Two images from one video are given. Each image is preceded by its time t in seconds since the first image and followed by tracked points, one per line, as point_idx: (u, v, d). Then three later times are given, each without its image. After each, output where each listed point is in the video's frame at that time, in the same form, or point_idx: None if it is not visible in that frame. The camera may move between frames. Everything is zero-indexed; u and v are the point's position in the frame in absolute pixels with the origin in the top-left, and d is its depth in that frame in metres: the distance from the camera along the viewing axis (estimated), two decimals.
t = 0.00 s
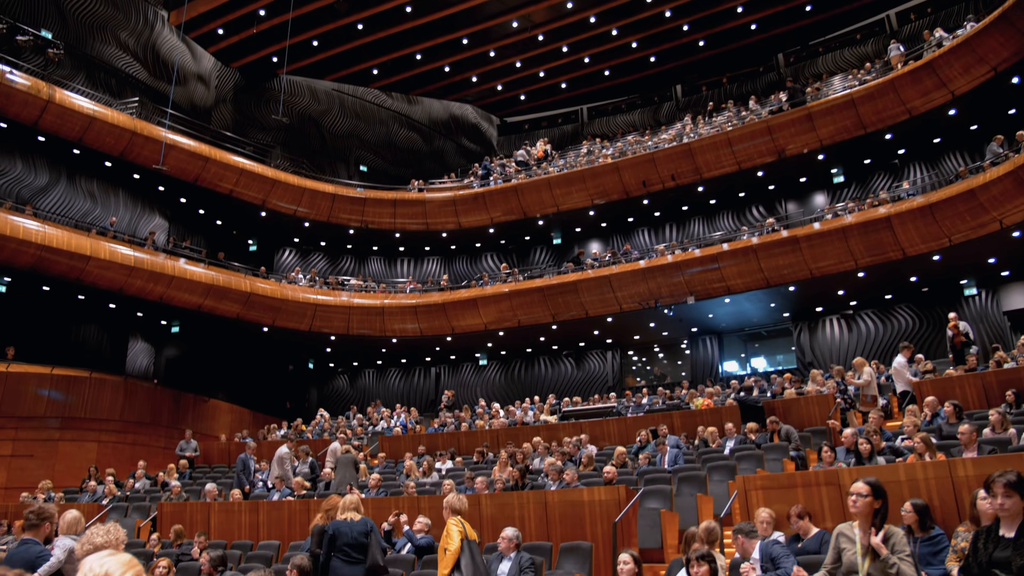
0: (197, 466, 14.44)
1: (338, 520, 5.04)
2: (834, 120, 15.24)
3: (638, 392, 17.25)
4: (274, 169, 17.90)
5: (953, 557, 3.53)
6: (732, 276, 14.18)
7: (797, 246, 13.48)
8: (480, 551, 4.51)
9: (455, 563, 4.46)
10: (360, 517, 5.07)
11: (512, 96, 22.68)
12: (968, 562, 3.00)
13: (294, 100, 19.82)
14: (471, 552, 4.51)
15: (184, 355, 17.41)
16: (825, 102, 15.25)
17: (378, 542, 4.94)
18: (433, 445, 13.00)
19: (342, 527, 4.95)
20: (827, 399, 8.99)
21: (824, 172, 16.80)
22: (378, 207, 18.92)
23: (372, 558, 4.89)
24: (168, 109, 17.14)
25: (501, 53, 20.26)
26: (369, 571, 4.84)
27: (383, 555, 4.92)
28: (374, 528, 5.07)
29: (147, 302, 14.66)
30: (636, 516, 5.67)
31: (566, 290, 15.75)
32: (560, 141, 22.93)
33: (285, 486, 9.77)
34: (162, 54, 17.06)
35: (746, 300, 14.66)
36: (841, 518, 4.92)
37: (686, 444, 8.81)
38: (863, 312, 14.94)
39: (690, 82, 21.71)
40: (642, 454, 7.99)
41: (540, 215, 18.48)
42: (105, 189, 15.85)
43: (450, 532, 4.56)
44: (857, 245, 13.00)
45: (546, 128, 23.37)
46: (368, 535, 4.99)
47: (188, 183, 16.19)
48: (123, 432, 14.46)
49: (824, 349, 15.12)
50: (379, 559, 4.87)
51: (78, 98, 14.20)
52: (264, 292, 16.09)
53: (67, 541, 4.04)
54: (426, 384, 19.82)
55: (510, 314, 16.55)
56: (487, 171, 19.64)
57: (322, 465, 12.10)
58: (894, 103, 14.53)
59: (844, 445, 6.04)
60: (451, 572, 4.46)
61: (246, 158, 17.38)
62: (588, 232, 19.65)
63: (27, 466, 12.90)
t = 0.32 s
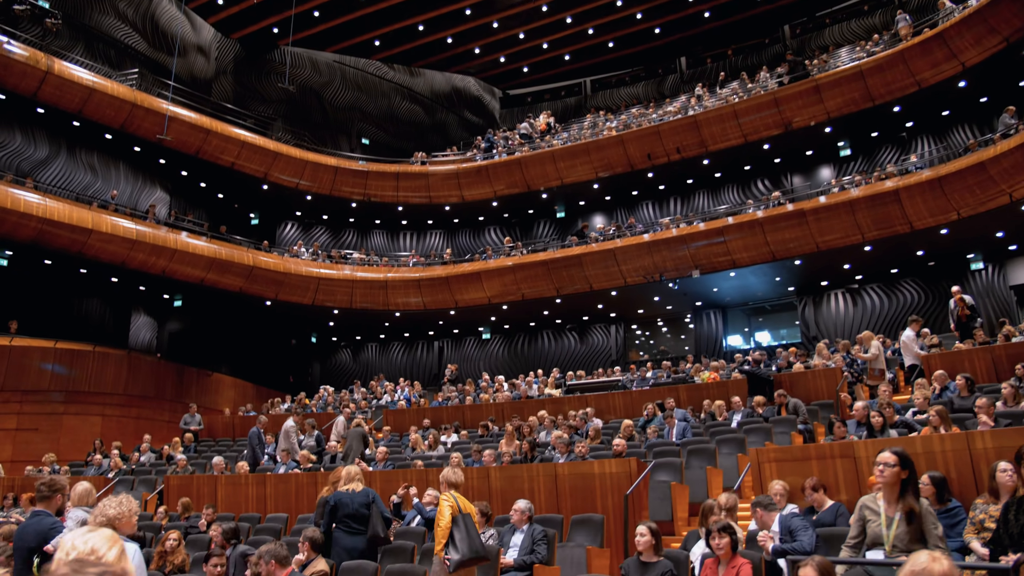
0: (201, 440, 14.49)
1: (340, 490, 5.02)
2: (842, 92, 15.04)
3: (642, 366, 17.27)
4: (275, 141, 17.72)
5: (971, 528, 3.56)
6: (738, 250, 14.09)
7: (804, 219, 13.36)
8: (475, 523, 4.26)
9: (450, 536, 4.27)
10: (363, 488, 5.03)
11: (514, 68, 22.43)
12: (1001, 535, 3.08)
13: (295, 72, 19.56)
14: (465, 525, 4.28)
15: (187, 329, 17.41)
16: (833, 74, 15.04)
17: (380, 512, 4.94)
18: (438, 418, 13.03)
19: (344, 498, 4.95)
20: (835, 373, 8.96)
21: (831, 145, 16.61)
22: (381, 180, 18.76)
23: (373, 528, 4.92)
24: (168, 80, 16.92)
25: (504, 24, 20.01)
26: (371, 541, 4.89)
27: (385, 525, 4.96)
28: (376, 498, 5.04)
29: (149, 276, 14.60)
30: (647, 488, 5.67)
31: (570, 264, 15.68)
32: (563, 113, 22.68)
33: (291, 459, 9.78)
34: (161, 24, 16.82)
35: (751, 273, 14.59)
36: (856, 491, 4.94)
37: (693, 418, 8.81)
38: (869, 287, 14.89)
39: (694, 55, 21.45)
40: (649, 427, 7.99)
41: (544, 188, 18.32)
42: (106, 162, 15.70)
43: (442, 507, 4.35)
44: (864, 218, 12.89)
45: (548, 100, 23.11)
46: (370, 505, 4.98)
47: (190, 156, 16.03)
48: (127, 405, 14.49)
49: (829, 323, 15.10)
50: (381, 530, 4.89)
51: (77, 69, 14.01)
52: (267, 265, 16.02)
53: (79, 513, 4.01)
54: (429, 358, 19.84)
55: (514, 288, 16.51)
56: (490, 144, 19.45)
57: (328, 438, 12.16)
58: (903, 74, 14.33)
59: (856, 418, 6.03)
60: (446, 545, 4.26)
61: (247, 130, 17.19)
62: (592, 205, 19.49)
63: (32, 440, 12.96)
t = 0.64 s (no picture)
0: (206, 417, 14.53)
1: (351, 466, 5.01)
2: (851, 66, 14.83)
3: (646, 343, 17.29)
4: (277, 117, 17.53)
5: (992, 504, 3.51)
6: (744, 226, 14.01)
7: (812, 195, 13.25)
8: (469, 497, 4.21)
9: (445, 511, 4.24)
10: (374, 465, 5.02)
11: (517, 43, 22.18)
12: None
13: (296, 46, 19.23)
14: (460, 500, 4.22)
15: (190, 306, 17.40)
16: (841, 48, 14.83)
17: (391, 491, 4.93)
18: (443, 395, 13.04)
19: (355, 475, 4.92)
20: (844, 349, 8.95)
21: (838, 121, 16.42)
22: (384, 156, 18.60)
23: (386, 505, 4.94)
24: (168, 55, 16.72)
25: None
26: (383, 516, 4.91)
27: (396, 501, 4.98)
28: (387, 475, 5.02)
29: (152, 253, 14.54)
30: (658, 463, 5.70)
31: (574, 240, 15.61)
32: (567, 89, 22.36)
33: (298, 436, 9.78)
34: None
35: (757, 250, 14.52)
36: (872, 466, 4.93)
37: (701, 394, 8.80)
38: (875, 264, 14.85)
39: (699, 30, 21.20)
40: (658, 403, 7.99)
41: (548, 164, 18.18)
42: (106, 137, 15.56)
43: (435, 482, 4.27)
44: (873, 194, 12.79)
45: (552, 76, 22.86)
46: (381, 483, 4.97)
47: (191, 131, 15.88)
48: (131, 382, 14.49)
49: (835, 300, 15.07)
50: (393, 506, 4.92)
51: (77, 43, 13.84)
52: (270, 242, 15.95)
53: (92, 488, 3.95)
54: (432, 335, 19.83)
55: (518, 265, 16.46)
56: (494, 120, 19.28)
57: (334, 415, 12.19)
58: (913, 48, 14.13)
59: (868, 394, 6.01)
60: (443, 521, 4.25)
61: (249, 105, 17.00)
62: (596, 181, 19.34)
63: (37, 417, 12.99)
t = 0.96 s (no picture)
0: (210, 396, 14.53)
1: (350, 445, 4.94)
2: (860, 43, 14.61)
3: (650, 322, 17.25)
4: (279, 95, 17.35)
5: (1018, 482, 3.45)
6: (751, 205, 13.89)
7: (821, 173, 13.13)
8: (473, 474, 4.19)
9: (450, 488, 4.21)
10: (372, 443, 4.96)
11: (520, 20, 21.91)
12: None
13: (296, 22, 18.87)
14: (464, 477, 4.19)
15: (193, 285, 17.35)
16: (851, 24, 14.60)
17: (392, 469, 4.92)
18: (448, 374, 13.01)
19: (353, 454, 4.85)
20: (854, 329, 8.91)
21: (846, 99, 16.22)
22: (387, 134, 18.44)
23: (388, 482, 4.94)
24: (169, 32, 16.52)
25: None
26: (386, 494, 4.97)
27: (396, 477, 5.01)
28: (385, 452, 4.97)
29: (155, 232, 14.45)
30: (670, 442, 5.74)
31: (579, 219, 15.51)
32: (570, 67, 22.13)
33: (305, 415, 9.75)
34: None
35: (764, 229, 14.41)
36: (891, 444, 4.89)
37: (710, 373, 8.77)
38: (882, 243, 14.77)
39: (705, 6, 20.90)
40: (668, 382, 7.95)
41: (552, 142, 18.01)
42: (107, 115, 15.40)
43: (437, 459, 4.18)
44: (883, 172, 12.65)
45: (555, 54, 22.60)
46: (380, 462, 4.91)
47: (193, 109, 15.72)
48: (134, 361, 14.46)
49: (841, 280, 15.00)
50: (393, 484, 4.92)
51: (76, 19, 13.66)
52: (272, 221, 15.84)
53: (104, 465, 3.79)
54: (436, 315, 19.79)
55: (522, 244, 16.38)
56: (497, 98, 19.09)
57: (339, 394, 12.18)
58: (924, 25, 13.90)
59: (883, 373, 5.97)
60: (449, 498, 4.24)
61: (250, 83, 16.82)
62: (601, 160, 19.17)
63: (40, 396, 12.99)
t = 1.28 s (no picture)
0: (214, 380, 14.52)
1: (352, 429, 4.89)
2: (869, 24, 14.41)
3: (654, 306, 17.22)
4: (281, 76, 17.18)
5: None
6: (758, 187, 13.80)
7: (828, 156, 13.03)
8: (477, 456, 4.35)
9: (456, 471, 4.35)
10: (373, 426, 4.89)
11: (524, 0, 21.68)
12: None
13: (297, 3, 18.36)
14: (469, 460, 4.34)
15: (195, 269, 17.28)
16: (860, 5, 14.38)
17: (392, 450, 4.82)
18: (454, 357, 12.99)
19: (356, 438, 4.80)
20: (863, 312, 8.88)
21: (854, 81, 16.05)
22: (390, 117, 18.29)
23: (387, 466, 4.83)
24: (169, 13, 16.35)
25: None
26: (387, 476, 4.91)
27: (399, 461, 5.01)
28: (388, 435, 4.91)
29: (157, 215, 14.36)
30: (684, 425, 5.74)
31: (584, 202, 15.43)
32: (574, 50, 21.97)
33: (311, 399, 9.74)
34: None
35: (770, 212, 14.33)
36: (910, 427, 4.92)
37: (719, 356, 8.75)
38: (889, 227, 14.71)
39: None
40: (676, 365, 7.92)
41: (556, 125, 17.87)
42: (108, 97, 15.26)
43: (445, 443, 4.28)
44: (891, 155, 12.56)
45: (558, 35, 22.40)
46: (382, 445, 4.83)
47: (194, 91, 15.57)
48: (136, 345, 14.43)
49: (847, 264, 14.97)
50: (395, 468, 4.83)
51: None
52: (275, 204, 15.75)
53: (116, 448, 3.71)
54: (439, 298, 19.76)
55: (526, 227, 16.30)
56: (501, 80, 18.92)
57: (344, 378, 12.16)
58: (935, 5, 13.70)
59: (897, 357, 5.95)
60: (454, 480, 4.37)
61: (251, 64, 16.65)
62: (605, 142, 19.03)
63: (44, 380, 12.98)
